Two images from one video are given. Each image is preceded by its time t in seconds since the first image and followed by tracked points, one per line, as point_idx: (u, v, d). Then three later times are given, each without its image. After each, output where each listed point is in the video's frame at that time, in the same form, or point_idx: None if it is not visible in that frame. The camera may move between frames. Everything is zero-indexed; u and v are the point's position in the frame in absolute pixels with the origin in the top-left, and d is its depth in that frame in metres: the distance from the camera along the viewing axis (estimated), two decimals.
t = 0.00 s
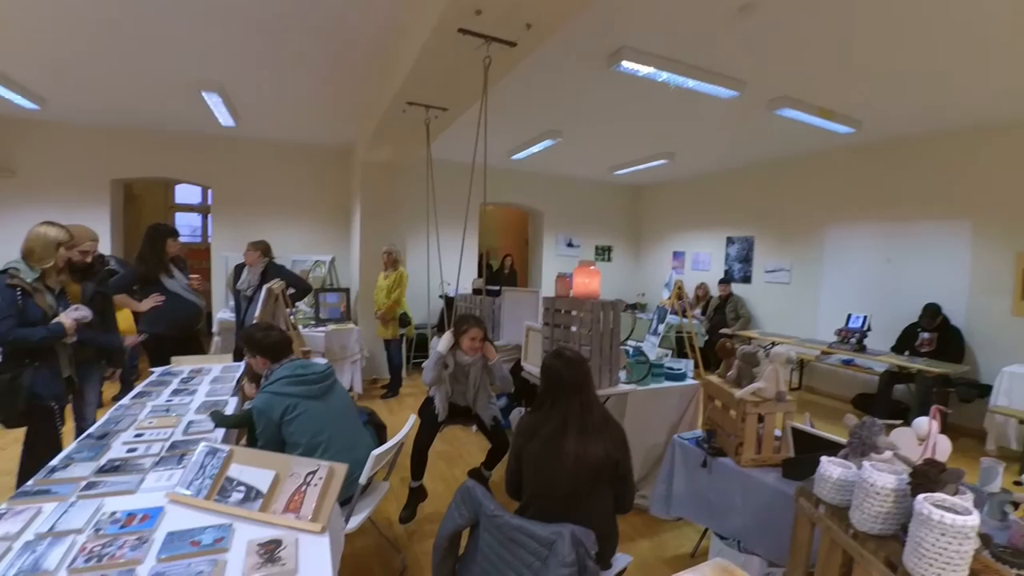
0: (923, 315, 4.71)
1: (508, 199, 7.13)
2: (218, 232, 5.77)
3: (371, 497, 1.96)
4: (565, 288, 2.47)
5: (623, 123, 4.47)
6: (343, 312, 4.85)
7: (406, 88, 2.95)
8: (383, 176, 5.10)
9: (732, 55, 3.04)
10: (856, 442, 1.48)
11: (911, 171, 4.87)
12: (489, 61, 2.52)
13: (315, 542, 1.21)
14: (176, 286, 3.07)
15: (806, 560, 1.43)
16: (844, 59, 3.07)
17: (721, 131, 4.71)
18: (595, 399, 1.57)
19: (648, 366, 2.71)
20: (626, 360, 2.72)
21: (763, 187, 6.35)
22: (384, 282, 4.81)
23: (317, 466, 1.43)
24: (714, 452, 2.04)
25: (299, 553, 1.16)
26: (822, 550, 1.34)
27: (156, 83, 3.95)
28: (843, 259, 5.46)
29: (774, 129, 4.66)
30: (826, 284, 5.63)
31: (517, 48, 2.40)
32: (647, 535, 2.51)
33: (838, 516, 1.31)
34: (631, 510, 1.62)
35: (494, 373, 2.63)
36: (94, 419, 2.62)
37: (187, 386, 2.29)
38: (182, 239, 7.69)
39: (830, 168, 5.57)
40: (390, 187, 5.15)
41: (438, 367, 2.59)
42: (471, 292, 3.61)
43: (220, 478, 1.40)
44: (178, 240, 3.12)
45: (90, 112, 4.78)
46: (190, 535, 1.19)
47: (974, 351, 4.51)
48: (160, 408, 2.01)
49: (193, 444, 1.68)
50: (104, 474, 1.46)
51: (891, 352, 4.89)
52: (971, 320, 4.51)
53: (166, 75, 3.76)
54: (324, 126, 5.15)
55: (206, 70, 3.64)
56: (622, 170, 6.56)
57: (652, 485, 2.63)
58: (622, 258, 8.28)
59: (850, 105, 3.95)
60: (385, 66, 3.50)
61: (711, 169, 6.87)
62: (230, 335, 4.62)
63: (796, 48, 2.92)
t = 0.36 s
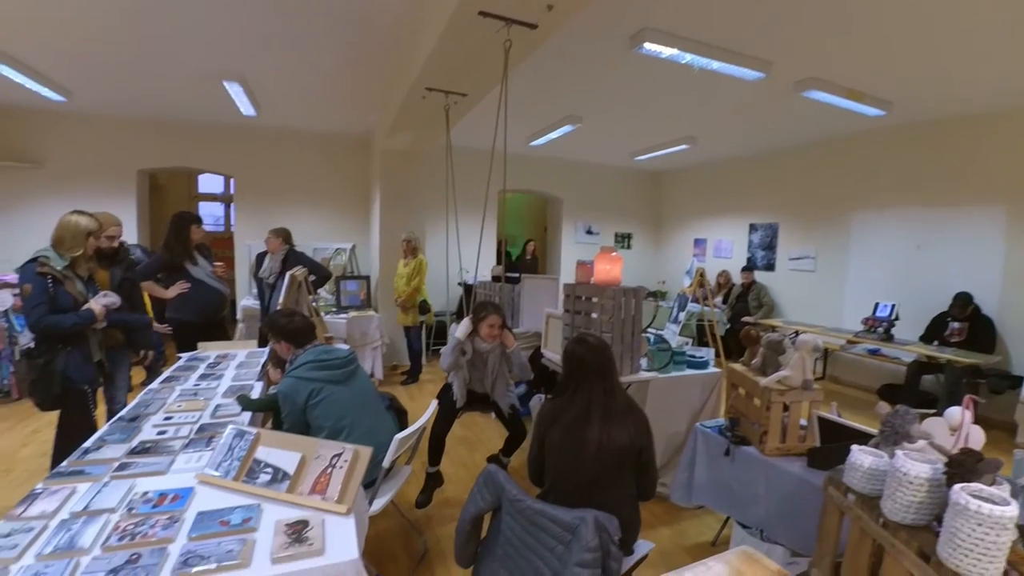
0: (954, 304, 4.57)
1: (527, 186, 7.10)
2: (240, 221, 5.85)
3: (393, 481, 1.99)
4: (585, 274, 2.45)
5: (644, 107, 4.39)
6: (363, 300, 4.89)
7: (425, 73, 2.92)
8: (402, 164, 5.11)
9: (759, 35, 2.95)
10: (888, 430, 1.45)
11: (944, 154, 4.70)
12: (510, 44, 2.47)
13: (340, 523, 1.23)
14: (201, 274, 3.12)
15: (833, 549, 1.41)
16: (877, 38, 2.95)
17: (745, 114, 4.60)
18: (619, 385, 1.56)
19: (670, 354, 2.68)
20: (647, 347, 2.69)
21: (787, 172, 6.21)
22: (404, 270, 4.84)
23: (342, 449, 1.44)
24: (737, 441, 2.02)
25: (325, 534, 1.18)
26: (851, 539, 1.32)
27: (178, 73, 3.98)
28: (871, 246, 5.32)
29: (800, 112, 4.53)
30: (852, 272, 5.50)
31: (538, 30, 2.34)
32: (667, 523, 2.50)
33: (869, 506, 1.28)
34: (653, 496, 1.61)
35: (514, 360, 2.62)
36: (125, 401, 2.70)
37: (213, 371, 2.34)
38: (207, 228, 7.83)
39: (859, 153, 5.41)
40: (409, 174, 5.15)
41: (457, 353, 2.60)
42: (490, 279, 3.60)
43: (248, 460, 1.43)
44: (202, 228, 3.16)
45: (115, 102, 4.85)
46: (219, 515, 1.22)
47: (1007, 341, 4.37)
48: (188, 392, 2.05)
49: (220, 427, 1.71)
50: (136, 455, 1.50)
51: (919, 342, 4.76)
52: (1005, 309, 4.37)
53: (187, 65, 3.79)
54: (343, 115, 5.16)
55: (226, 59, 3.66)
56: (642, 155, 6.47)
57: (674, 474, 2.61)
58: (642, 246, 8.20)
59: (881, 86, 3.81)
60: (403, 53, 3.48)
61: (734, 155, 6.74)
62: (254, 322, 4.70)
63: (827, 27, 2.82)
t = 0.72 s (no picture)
0: (989, 299, 4.42)
1: (548, 178, 7.06)
2: (265, 214, 5.94)
3: (416, 471, 2.01)
4: (609, 267, 2.43)
5: (668, 96, 4.33)
6: (385, 292, 4.94)
7: (447, 64, 2.90)
8: (423, 155, 5.12)
9: (788, 20, 2.86)
10: (924, 427, 1.41)
11: (983, 142, 4.52)
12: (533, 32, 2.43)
13: (366, 511, 1.24)
14: (229, 265, 3.19)
15: (864, 547, 1.38)
16: (915, 22, 2.83)
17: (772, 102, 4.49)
18: (643, 378, 1.54)
19: (695, 347, 2.65)
20: (671, 340, 2.66)
21: (815, 162, 6.05)
22: (425, 262, 4.86)
23: (367, 439, 1.45)
24: (763, 436, 1.99)
25: (352, 522, 1.19)
26: (882, 537, 1.29)
27: (205, 69, 4.04)
28: (902, 238, 5.16)
29: (830, 99, 4.39)
30: (882, 264, 5.35)
31: (561, 18, 2.30)
32: (689, 518, 2.49)
33: (903, 505, 1.25)
34: (677, 490, 1.60)
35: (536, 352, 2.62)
36: (156, 390, 2.77)
37: (241, 361, 2.39)
38: (232, 221, 7.97)
39: (891, 141, 5.24)
40: (430, 167, 5.16)
41: (479, 346, 2.60)
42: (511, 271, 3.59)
43: (277, 448, 1.45)
44: (229, 221, 3.21)
45: (143, 98, 4.95)
46: (249, 502, 1.24)
47: None
48: (217, 381, 2.10)
49: (249, 415, 1.75)
50: (168, 442, 1.54)
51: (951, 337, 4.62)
52: None
53: (212, 60, 3.83)
54: (365, 107, 5.18)
55: (250, 54, 3.69)
56: (665, 145, 6.37)
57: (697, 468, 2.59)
58: (664, 238, 8.11)
59: (915, 72, 3.67)
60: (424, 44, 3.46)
61: (760, 143, 6.59)
62: (279, 313, 4.77)
63: (859, 11, 2.73)
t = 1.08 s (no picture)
0: None
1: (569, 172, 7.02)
2: (290, 210, 6.04)
3: (439, 464, 2.02)
4: (633, 262, 2.39)
5: (692, 88, 4.26)
6: (407, 286, 4.97)
7: (469, 58, 2.88)
8: (445, 150, 5.12)
9: (819, 8, 2.77)
10: (963, 429, 1.36)
11: None
12: (556, 25, 2.39)
13: (390, 503, 1.26)
14: (257, 260, 3.24)
15: (897, 550, 1.34)
16: (956, 8, 2.71)
17: (799, 93, 4.37)
18: (669, 375, 1.52)
19: (720, 344, 2.60)
20: (696, 336, 2.62)
21: (846, 155, 5.88)
22: (447, 257, 4.87)
23: (392, 431, 1.46)
24: (791, 435, 1.94)
25: (377, 513, 1.20)
26: (915, 540, 1.25)
27: (231, 67, 4.11)
28: (937, 233, 4.99)
29: (861, 90, 4.26)
30: (915, 260, 5.19)
31: (585, 10, 2.26)
32: (713, 517, 2.45)
33: (939, 508, 1.21)
34: (703, 489, 1.58)
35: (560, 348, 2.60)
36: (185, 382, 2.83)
37: (268, 353, 2.43)
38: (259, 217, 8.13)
39: (925, 132, 5.06)
40: (452, 162, 5.17)
41: (501, 342, 2.60)
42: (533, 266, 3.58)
43: (303, 439, 1.47)
44: (257, 216, 3.27)
45: (171, 97, 5.06)
46: (277, 492, 1.26)
47: None
48: (244, 373, 2.14)
49: (275, 407, 1.78)
50: (198, 432, 1.57)
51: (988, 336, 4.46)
52: None
53: (238, 58, 3.89)
54: (387, 103, 5.21)
55: (275, 51, 3.74)
56: (689, 139, 6.27)
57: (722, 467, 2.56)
58: (688, 233, 8.00)
59: (952, 61, 3.53)
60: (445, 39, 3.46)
61: (788, 136, 6.43)
62: (304, 307, 4.85)
63: None
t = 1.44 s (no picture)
0: None
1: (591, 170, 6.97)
2: (315, 208, 6.13)
3: (460, 461, 2.03)
4: (656, 260, 2.36)
5: (717, 83, 4.18)
6: (429, 284, 5.01)
7: (492, 55, 2.88)
8: (467, 148, 5.13)
9: None
10: (1001, 435, 1.31)
11: None
12: (580, 20, 2.36)
13: (413, 499, 1.27)
14: (283, 257, 3.30)
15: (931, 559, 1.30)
16: None
17: (828, 87, 4.26)
18: (695, 376, 1.49)
19: (747, 344, 2.55)
20: (722, 337, 2.58)
21: (877, 151, 5.71)
22: (468, 254, 4.89)
23: (415, 428, 1.47)
24: (819, 439, 1.90)
25: (400, 509, 1.21)
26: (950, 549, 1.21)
27: (258, 67, 4.19)
28: (973, 232, 4.81)
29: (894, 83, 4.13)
30: (950, 259, 5.02)
31: (609, 5, 2.23)
32: (737, 520, 2.41)
33: (975, 517, 1.17)
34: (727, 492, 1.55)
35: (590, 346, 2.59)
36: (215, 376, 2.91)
37: (294, 349, 2.48)
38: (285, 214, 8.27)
39: (963, 127, 4.88)
40: (474, 160, 5.18)
41: (523, 340, 2.59)
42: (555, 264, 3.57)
43: (328, 434, 1.49)
44: (284, 214, 3.33)
45: (200, 97, 5.18)
46: (302, 485, 1.28)
47: None
48: (271, 368, 2.19)
49: (301, 402, 1.81)
50: (226, 426, 1.61)
51: None
52: None
53: (265, 59, 3.96)
54: (410, 101, 5.24)
55: (300, 51, 3.79)
56: (714, 135, 6.17)
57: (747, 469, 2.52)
58: (712, 231, 7.88)
59: (991, 52, 3.40)
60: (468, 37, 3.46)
61: (816, 131, 6.28)
62: (329, 303, 4.92)
63: None
